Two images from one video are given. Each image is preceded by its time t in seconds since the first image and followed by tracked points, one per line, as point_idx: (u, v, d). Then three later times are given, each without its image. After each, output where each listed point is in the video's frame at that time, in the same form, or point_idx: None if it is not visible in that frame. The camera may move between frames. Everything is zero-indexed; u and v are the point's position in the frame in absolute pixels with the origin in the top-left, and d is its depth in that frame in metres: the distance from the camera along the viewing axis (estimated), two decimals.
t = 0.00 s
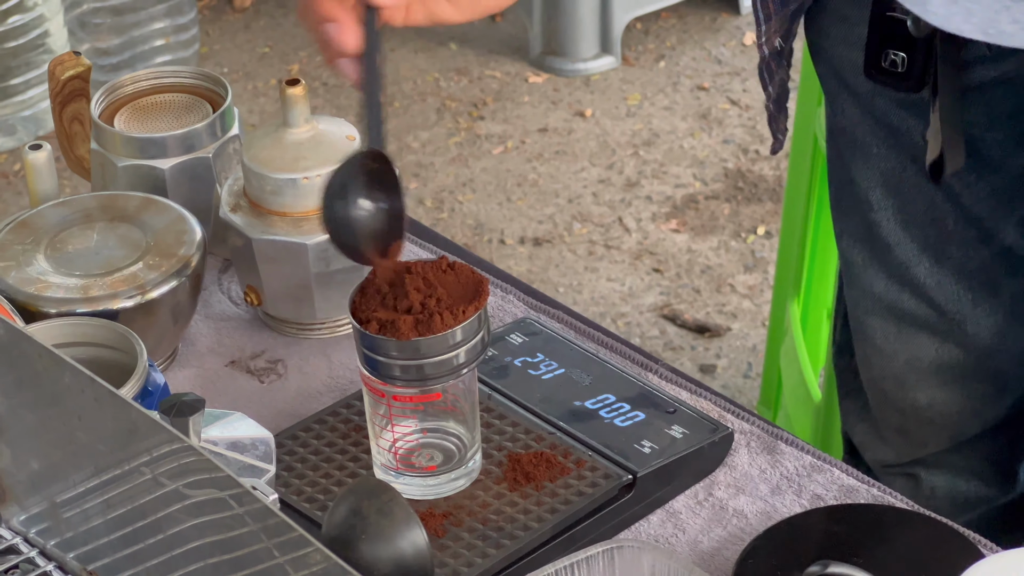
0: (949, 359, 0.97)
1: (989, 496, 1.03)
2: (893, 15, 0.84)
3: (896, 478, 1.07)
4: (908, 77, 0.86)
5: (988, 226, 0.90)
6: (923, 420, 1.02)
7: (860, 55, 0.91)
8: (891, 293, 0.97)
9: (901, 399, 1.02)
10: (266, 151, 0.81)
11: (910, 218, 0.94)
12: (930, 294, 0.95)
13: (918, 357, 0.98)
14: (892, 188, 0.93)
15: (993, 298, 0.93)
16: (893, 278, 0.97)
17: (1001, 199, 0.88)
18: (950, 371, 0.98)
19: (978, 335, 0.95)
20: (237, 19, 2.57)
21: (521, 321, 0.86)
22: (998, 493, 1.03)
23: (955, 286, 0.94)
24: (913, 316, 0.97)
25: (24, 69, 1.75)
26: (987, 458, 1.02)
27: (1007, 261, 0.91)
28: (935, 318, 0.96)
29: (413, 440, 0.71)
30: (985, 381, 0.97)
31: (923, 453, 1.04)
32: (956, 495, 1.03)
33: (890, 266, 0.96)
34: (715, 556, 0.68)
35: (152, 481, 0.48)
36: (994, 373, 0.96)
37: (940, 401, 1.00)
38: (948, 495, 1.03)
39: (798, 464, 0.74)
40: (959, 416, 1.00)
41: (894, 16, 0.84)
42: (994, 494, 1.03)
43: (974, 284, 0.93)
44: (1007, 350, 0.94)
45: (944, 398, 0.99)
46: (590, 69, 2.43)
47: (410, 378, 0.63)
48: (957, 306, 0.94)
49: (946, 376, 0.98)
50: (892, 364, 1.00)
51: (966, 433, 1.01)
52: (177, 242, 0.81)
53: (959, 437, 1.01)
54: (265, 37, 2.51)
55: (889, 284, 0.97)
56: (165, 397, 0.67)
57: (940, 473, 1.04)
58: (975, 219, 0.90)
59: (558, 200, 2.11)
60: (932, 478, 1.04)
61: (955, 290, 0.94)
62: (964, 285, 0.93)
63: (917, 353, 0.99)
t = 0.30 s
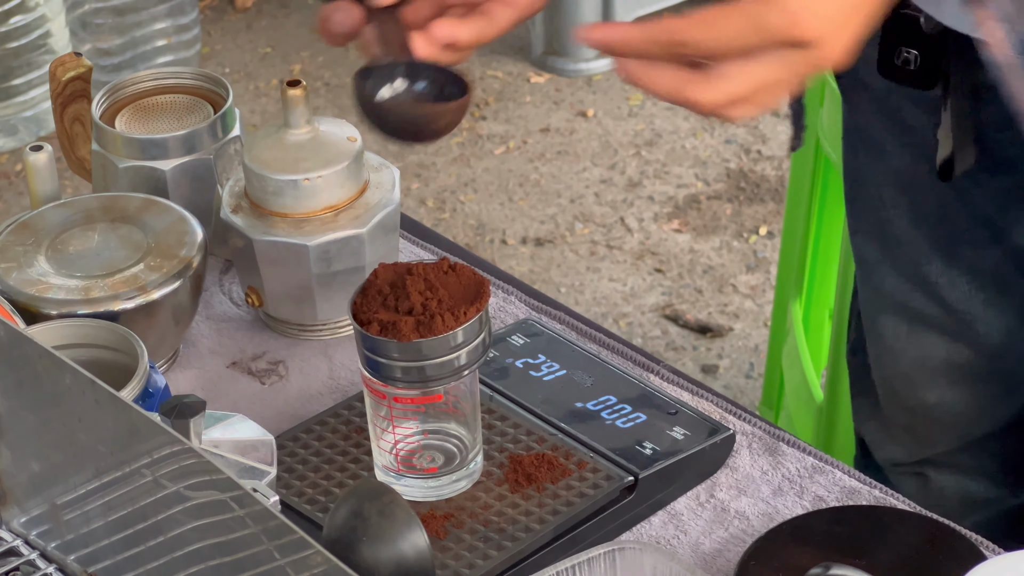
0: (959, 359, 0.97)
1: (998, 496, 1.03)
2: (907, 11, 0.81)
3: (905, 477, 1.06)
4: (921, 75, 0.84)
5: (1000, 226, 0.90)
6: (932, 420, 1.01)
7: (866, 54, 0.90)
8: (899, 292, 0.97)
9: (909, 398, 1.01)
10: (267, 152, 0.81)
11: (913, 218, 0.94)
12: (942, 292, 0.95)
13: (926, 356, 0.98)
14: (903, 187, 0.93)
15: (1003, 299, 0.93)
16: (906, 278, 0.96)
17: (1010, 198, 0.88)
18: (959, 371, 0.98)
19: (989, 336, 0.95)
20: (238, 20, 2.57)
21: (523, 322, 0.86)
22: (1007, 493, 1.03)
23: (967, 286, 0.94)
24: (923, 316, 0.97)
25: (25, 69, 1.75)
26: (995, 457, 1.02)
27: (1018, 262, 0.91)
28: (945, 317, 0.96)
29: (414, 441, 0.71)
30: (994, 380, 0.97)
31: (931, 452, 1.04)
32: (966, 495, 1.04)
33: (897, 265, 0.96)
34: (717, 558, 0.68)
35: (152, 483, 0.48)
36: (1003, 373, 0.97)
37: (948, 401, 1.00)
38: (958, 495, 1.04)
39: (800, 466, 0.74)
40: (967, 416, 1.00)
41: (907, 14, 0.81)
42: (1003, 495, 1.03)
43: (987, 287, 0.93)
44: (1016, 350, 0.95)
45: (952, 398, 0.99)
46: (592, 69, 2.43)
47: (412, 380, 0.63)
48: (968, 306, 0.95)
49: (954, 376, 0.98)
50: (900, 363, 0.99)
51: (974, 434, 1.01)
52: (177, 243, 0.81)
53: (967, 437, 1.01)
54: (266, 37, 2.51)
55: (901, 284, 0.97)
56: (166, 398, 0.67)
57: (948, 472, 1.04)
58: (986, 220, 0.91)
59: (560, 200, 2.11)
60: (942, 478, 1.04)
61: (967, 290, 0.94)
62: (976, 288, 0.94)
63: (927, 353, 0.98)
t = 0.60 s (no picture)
0: (967, 357, 0.93)
1: (1006, 498, 0.99)
2: None
3: (915, 474, 1.02)
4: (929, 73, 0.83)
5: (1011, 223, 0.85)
6: (942, 417, 0.97)
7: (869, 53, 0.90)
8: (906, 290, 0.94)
9: (919, 394, 0.97)
10: (268, 152, 0.81)
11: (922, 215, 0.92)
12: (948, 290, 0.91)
13: (934, 354, 0.95)
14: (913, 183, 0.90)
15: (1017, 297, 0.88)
16: (914, 273, 0.93)
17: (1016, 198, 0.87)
18: (968, 370, 0.94)
19: (998, 337, 0.91)
20: (241, 19, 2.57)
21: (524, 322, 0.86)
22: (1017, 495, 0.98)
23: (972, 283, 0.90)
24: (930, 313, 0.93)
25: (27, 69, 1.75)
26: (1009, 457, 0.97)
27: None
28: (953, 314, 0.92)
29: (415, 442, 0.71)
30: (1006, 379, 0.93)
31: (940, 450, 0.99)
32: (974, 495, 0.99)
33: (907, 261, 0.93)
34: (718, 559, 0.67)
35: (152, 484, 0.48)
36: (1013, 374, 0.92)
37: (957, 399, 0.95)
38: (966, 494, 0.99)
39: (801, 466, 0.74)
40: (978, 416, 0.95)
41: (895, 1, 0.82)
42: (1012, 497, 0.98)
43: (995, 282, 0.89)
44: None
45: (962, 396, 0.95)
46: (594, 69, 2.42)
47: (413, 380, 0.63)
48: (974, 305, 0.91)
49: (963, 375, 0.94)
50: (910, 359, 0.96)
51: (984, 434, 0.96)
52: (178, 243, 0.81)
53: (977, 438, 0.97)
54: (269, 37, 2.51)
55: (910, 280, 0.94)
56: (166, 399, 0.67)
57: (959, 472, 1.00)
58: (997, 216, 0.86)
59: (562, 200, 2.11)
60: (952, 476, 1.00)
61: (974, 288, 0.90)
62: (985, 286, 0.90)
63: (936, 349, 0.94)
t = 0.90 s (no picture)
0: (970, 359, 0.93)
1: (1011, 499, 0.98)
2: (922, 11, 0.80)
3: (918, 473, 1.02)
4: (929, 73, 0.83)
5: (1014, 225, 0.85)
6: (944, 419, 0.97)
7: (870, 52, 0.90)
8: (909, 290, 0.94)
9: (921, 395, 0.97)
10: (269, 151, 0.81)
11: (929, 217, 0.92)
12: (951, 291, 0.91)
13: (936, 355, 0.95)
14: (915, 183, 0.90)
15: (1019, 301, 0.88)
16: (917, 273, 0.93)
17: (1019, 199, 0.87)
18: (973, 372, 0.94)
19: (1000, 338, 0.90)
20: (243, 18, 2.57)
21: (526, 322, 0.86)
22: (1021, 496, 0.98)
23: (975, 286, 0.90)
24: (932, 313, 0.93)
25: (29, 68, 1.76)
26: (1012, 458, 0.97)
27: None
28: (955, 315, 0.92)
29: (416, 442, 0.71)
30: (1009, 383, 0.92)
31: (944, 452, 0.99)
32: (977, 496, 0.99)
33: (910, 260, 0.93)
34: (720, 559, 0.67)
35: (153, 484, 0.48)
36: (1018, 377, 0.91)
37: (960, 400, 0.95)
38: (970, 496, 0.99)
39: (803, 466, 0.74)
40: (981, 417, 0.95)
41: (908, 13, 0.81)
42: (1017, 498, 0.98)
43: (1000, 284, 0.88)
44: None
45: (966, 397, 0.95)
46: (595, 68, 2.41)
47: (415, 380, 0.63)
48: (978, 306, 0.90)
49: (965, 376, 0.94)
50: (914, 358, 0.96)
51: (989, 436, 0.96)
52: (180, 243, 0.81)
53: (982, 438, 0.96)
54: (270, 36, 2.51)
55: (914, 280, 0.94)
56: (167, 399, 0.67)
57: (961, 472, 1.00)
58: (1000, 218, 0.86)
59: (564, 199, 2.11)
60: (953, 477, 1.00)
61: (977, 290, 0.90)
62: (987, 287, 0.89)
63: (938, 350, 0.94)
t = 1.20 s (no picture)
0: (973, 356, 0.93)
1: (1014, 496, 0.98)
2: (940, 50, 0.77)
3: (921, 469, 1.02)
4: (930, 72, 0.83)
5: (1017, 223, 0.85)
6: (946, 417, 0.97)
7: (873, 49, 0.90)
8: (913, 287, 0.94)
9: (924, 393, 0.98)
10: (272, 148, 0.81)
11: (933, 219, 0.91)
12: (954, 289, 0.91)
13: (940, 352, 0.95)
14: (916, 181, 0.89)
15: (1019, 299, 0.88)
16: (920, 271, 0.93)
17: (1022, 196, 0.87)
18: (973, 369, 0.94)
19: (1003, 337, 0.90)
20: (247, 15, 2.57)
21: (529, 320, 0.86)
22: None
23: (979, 285, 0.89)
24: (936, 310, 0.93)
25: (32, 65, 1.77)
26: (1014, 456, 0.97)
27: None
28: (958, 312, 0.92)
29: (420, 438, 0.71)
30: (1014, 381, 0.92)
31: (946, 450, 1.00)
32: (979, 494, 0.99)
33: (913, 258, 0.93)
34: (723, 555, 0.67)
35: (157, 480, 0.48)
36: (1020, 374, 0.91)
37: (962, 396, 0.95)
38: (972, 493, 0.99)
39: (806, 463, 0.74)
40: (984, 415, 0.95)
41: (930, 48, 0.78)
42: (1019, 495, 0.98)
43: (1001, 283, 0.88)
44: None
45: (967, 396, 0.95)
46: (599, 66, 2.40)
47: (418, 376, 0.63)
48: (980, 305, 0.90)
49: (968, 374, 0.94)
50: (918, 354, 0.96)
51: (992, 433, 0.96)
52: (183, 240, 0.81)
53: (983, 436, 0.96)
54: (274, 33, 2.51)
55: (915, 278, 0.94)
56: (171, 396, 0.67)
57: (963, 470, 1.00)
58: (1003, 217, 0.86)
59: (567, 197, 2.11)
60: (956, 475, 1.00)
61: (980, 289, 0.89)
62: (988, 286, 0.89)
63: (941, 347, 0.94)
